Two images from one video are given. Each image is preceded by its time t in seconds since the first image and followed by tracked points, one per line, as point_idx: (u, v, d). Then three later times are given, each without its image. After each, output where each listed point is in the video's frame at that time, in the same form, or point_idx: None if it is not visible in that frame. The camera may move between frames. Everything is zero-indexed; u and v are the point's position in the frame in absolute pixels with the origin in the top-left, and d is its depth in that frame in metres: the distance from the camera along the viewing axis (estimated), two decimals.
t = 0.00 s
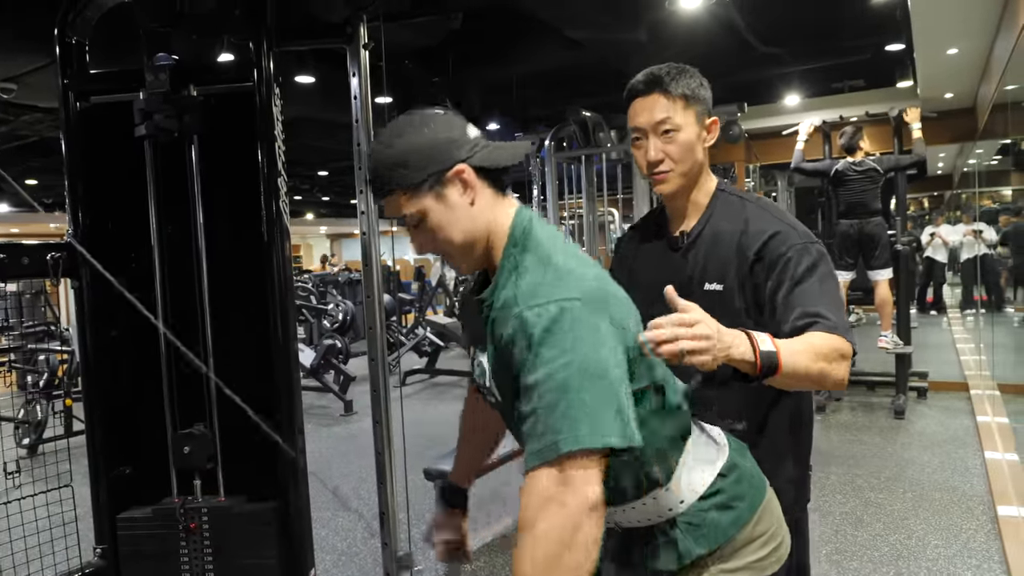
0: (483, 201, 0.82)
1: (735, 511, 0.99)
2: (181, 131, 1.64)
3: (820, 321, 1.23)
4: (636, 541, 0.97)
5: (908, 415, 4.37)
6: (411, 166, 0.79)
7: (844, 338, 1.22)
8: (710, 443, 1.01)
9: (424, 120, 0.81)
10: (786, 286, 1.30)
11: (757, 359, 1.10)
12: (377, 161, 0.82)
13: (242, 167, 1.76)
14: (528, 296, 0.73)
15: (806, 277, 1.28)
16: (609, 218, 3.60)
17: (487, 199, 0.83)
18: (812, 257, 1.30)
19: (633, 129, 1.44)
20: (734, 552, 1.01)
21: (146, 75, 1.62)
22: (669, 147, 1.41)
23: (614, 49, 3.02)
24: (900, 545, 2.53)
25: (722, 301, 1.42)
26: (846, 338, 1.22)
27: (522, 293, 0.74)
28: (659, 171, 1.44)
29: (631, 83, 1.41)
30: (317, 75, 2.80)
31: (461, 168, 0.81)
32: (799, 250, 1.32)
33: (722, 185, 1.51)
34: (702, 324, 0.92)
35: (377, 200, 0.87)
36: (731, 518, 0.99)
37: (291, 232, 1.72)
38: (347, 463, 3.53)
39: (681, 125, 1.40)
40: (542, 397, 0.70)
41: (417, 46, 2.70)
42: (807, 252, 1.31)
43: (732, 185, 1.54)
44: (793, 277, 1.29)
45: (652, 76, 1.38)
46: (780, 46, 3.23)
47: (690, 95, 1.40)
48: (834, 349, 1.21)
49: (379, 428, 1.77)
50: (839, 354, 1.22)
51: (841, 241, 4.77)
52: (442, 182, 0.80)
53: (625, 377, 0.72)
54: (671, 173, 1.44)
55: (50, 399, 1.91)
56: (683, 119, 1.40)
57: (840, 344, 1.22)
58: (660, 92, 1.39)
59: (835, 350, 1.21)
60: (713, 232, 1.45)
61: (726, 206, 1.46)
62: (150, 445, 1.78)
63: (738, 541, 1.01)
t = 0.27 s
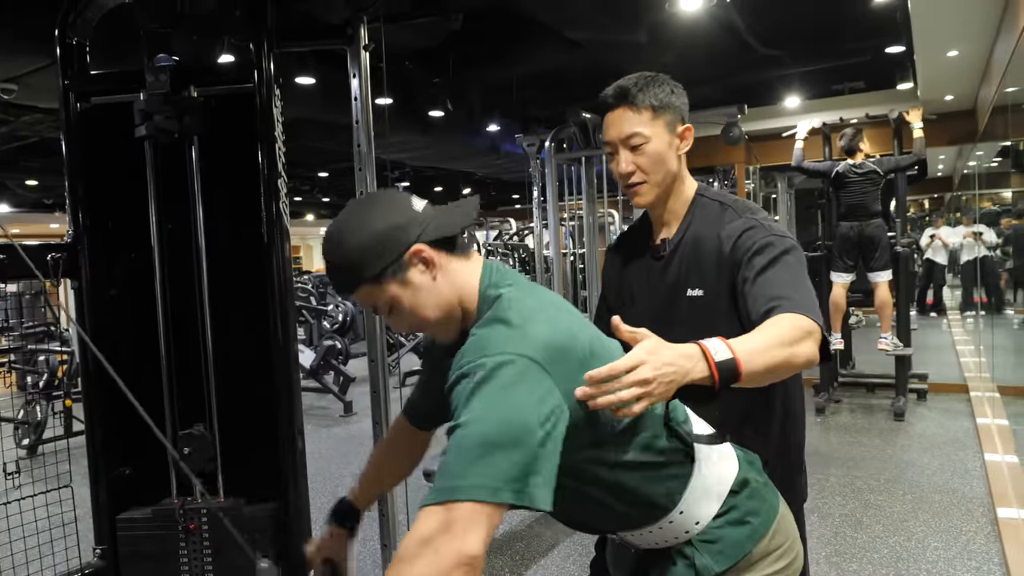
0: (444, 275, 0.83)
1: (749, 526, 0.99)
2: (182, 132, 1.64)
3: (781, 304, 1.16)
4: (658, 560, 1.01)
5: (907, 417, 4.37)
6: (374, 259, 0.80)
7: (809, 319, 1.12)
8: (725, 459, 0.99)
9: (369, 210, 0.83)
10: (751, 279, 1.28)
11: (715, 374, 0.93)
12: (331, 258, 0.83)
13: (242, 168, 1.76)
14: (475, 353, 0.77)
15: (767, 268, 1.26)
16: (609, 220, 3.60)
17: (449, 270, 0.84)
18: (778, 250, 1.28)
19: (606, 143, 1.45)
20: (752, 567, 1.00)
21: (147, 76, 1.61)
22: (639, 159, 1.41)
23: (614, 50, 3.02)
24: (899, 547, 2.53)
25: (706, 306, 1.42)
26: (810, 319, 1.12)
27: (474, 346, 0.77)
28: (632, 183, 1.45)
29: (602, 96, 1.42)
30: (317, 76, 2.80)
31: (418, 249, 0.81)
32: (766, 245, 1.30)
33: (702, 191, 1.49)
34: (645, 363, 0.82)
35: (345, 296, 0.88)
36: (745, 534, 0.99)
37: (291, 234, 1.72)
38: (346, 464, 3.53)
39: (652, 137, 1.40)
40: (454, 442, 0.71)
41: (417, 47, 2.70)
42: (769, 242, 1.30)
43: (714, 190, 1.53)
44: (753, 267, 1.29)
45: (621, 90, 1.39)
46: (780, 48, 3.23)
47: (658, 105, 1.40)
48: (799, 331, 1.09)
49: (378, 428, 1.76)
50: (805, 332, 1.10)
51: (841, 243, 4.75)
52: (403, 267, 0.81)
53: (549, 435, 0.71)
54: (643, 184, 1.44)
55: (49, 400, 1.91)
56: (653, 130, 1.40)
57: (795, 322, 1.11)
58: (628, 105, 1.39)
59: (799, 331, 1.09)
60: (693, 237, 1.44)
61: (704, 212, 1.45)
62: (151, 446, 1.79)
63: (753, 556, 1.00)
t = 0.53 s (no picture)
0: (421, 302, 0.83)
1: (749, 517, 0.99)
2: (184, 132, 1.63)
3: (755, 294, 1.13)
4: (656, 550, 1.02)
5: (909, 418, 4.37)
6: (351, 308, 0.79)
7: (789, 307, 1.07)
8: (724, 450, 0.99)
9: (336, 256, 0.81)
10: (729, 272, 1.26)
11: (687, 371, 0.85)
12: (308, 314, 0.82)
13: (244, 169, 1.76)
14: (442, 336, 0.78)
15: (743, 260, 1.24)
16: (610, 220, 3.61)
17: (423, 294, 0.84)
18: (756, 243, 1.24)
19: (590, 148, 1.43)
20: (751, 558, 1.00)
21: (149, 76, 1.60)
22: (622, 163, 1.38)
23: (615, 51, 3.01)
24: (901, 548, 2.53)
25: (697, 308, 1.42)
26: (790, 308, 1.07)
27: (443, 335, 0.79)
28: (616, 187, 1.43)
29: (585, 102, 1.39)
30: (318, 77, 2.80)
31: (390, 284, 0.81)
32: (745, 239, 1.27)
33: (690, 193, 1.48)
34: (607, 366, 0.75)
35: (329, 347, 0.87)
36: (745, 524, 0.99)
37: (292, 233, 1.72)
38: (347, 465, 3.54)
39: (635, 141, 1.37)
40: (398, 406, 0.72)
41: (419, 48, 2.69)
42: (749, 237, 1.27)
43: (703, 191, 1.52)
44: (731, 262, 1.26)
45: (604, 95, 1.36)
46: (782, 49, 3.23)
47: (640, 108, 1.35)
48: (769, 315, 1.04)
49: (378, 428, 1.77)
50: (780, 318, 1.05)
51: (842, 245, 4.76)
52: (380, 306, 0.80)
53: (492, 420, 0.70)
54: (627, 188, 1.43)
55: (51, 400, 1.91)
56: (635, 134, 1.36)
57: (760, 305, 1.06)
58: (610, 110, 1.36)
59: (773, 318, 1.04)
60: (682, 239, 1.44)
61: (692, 214, 1.45)
62: (152, 446, 1.79)
63: (753, 546, 1.00)
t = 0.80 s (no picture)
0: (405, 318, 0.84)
1: (744, 509, 1.00)
2: (186, 134, 1.64)
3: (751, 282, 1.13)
4: (653, 545, 1.01)
5: (911, 419, 4.36)
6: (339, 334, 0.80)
7: (783, 292, 1.07)
8: (715, 441, 0.99)
9: (318, 286, 0.82)
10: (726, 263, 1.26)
11: (676, 350, 0.83)
12: (300, 339, 0.83)
13: (245, 170, 1.76)
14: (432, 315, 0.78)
15: (739, 249, 1.24)
16: (610, 221, 3.61)
17: (408, 310, 0.85)
18: (752, 234, 1.26)
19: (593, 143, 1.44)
20: (747, 552, 1.00)
21: (150, 77, 1.60)
22: (623, 159, 1.39)
23: (617, 51, 3.01)
24: (903, 548, 2.53)
25: (692, 307, 1.41)
26: (786, 294, 1.07)
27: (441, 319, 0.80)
28: (615, 182, 1.43)
29: (590, 98, 1.41)
30: (320, 79, 2.80)
31: (373, 304, 0.82)
32: (741, 231, 1.28)
33: (689, 192, 1.48)
34: (584, 345, 0.74)
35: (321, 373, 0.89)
36: (741, 517, 0.99)
37: (294, 234, 1.73)
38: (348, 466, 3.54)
39: (637, 138, 1.38)
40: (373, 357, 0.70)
41: (420, 49, 2.69)
42: (743, 229, 1.28)
43: (703, 190, 1.51)
44: (726, 253, 1.26)
45: (609, 92, 1.38)
46: (783, 49, 3.23)
47: (643, 107, 1.38)
48: (757, 295, 1.03)
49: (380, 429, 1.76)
50: (770, 299, 1.04)
51: (844, 245, 4.76)
52: (365, 326, 0.82)
53: (463, 386, 0.68)
54: (626, 185, 1.43)
55: (53, 402, 1.91)
56: (638, 131, 1.38)
57: (748, 287, 1.05)
58: (615, 106, 1.38)
59: (762, 298, 1.03)
60: (679, 238, 1.43)
61: (690, 213, 1.44)
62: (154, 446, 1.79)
63: (750, 539, 1.00)
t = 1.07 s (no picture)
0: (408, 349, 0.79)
1: (755, 518, 1.00)
2: (186, 134, 1.64)
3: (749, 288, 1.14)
4: (665, 557, 1.01)
5: (912, 419, 4.36)
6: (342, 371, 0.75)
7: (781, 298, 1.08)
8: (723, 451, 0.99)
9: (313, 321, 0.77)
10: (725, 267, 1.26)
11: (669, 354, 0.83)
12: (301, 371, 0.79)
13: (246, 170, 1.76)
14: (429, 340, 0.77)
15: (737, 254, 1.24)
16: (611, 221, 3.60)
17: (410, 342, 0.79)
18: (751, 238, 1.26)
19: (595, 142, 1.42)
20: (760, 559, 1.01)
21: (150, 77, 1.60)
22: (625, 157, 1.38)
23: (617, 51, 3.01)
24: (904, 549, 2.53)
25: (691, 309, 1.41)
26: (784, 300, 1.07)
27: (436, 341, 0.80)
28: (616, 181, 1.41)
29: (592, 96, 1.39)
30: (320, 78, 2.80)
31: (374, 336, 0.77)
32: (740, 235, 1.28)
33: (688, 194, 1.48)
34: (579, 357, 0.74)
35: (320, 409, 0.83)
36: (752, 526, 0.99)
37: (295, 234, 1.73)
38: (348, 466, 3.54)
39: (640, 138, 1.37)
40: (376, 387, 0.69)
41: (420, 48, 2.69)
42: (742, 233, 1.28)
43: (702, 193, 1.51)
44: (725, 259, 1.26)
45: (613, 91, 1.36)
46: (783, 49, 3.22)
47: (647, 107, 1.37)
48: (754, 304, 1.04)
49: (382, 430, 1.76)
50: (765, 307, 1.05)
51: (844, 245, 4.76)
52: (367, 360, 0.77)
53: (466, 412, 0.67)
54: (626, 184, 1.41)
55: (54, 402, 1.92)
56: (641, 131, 1.36)
57: (747, 295, 1.06)
58: (619, 105, 1.36)
59: (759, 307, 1.04)
60: (678, 241, 1.44)
61: (689, 216, 1.44)
62: (156, 445, 1.79)
63: (762, 546, 1.00)
